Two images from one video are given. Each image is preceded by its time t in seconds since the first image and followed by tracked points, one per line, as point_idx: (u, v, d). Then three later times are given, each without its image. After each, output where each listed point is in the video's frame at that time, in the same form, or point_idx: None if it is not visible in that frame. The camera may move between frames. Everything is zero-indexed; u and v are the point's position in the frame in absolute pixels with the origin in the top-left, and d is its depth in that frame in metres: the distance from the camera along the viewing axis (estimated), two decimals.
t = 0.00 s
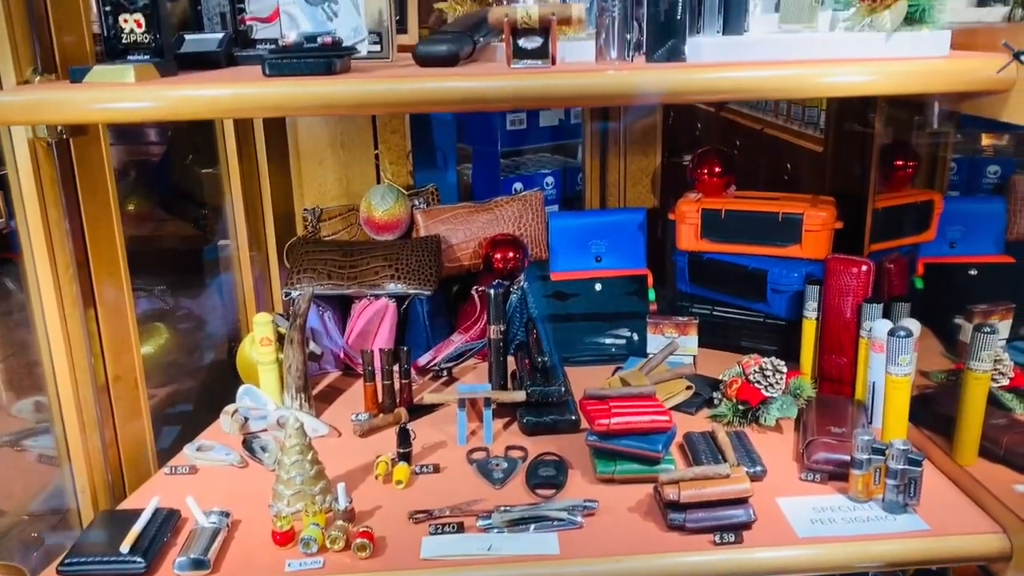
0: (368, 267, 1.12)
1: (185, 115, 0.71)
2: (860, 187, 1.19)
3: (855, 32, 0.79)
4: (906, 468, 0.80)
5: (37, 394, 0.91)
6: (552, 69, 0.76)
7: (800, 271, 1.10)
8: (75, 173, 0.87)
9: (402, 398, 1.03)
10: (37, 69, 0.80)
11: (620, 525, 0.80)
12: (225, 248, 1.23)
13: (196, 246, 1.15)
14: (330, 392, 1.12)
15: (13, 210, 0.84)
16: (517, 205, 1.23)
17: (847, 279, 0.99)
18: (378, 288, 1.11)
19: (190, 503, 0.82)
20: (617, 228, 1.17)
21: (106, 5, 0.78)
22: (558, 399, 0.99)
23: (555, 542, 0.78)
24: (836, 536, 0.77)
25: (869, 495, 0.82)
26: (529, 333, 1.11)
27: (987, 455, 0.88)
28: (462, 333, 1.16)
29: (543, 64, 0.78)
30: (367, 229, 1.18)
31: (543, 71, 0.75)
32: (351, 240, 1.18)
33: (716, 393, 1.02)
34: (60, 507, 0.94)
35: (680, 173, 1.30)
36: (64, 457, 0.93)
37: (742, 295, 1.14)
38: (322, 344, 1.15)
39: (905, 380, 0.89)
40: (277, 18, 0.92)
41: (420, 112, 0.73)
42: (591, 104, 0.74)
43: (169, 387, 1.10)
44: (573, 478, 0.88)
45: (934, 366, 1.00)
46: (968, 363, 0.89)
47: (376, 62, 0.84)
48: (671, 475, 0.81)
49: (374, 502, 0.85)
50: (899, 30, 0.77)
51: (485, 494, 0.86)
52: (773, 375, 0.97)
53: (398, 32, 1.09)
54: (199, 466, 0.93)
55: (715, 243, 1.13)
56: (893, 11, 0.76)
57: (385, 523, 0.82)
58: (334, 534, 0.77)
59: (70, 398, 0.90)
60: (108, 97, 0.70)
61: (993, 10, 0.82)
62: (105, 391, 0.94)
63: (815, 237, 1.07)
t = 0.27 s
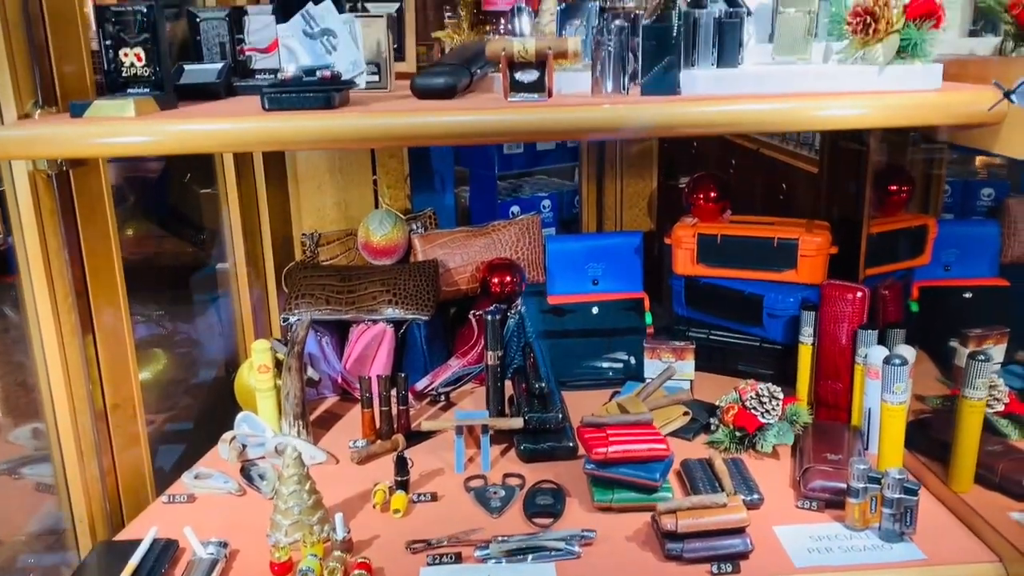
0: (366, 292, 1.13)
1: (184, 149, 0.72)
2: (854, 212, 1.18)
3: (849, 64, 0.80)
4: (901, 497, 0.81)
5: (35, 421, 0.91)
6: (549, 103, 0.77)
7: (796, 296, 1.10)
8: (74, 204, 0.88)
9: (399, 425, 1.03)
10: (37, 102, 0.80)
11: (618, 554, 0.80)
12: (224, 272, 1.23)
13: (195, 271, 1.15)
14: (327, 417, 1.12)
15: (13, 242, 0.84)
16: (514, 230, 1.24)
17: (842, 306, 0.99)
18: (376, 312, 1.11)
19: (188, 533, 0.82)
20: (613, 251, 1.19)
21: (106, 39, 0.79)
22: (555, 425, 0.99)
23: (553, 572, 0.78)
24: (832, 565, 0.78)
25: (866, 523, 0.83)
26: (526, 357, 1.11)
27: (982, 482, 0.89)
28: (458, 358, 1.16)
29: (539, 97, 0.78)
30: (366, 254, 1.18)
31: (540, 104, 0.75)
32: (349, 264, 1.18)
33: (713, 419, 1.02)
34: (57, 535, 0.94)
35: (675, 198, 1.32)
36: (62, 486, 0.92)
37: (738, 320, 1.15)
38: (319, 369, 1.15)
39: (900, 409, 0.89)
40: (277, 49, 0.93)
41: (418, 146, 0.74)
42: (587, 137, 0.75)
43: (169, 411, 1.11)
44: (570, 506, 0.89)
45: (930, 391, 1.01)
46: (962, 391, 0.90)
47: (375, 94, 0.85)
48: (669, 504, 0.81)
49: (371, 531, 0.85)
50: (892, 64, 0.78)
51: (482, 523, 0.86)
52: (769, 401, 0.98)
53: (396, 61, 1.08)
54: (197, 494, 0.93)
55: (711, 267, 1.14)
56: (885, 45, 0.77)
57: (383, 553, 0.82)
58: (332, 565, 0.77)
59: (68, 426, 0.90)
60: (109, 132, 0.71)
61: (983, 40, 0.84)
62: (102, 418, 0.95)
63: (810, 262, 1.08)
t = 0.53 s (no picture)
0: (361, 317, 1.13)
1: (180, 181, 0.72)
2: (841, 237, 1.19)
3: (840, 95, 0.81)
4: (895, 525, 0.81)
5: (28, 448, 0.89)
6: (542, 135, 0.77)
7: (790, 321, 1.10)
8: (69, 233, 0.88)
9: (394, 451, 1.03)
10: (33, 134, 0.80)
11: None
12: (218, 294, 1.23)
13: (190, 295, 1.16)
14: (321, 444, 1.12)
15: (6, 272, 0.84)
16: (511, 254, 1.24)
17: (835, 331, 1.00)
18: (370, 337, 1.11)
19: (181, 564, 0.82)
20: (608, 275, 1.19)
21: (103, 72, 0.80)
22: (550, 452, 1.00)
23: None
24: None
25: (860, 551, 0.83)
26: (521, 382, 1.10)
27: (975, 509, 0.90)
28: (454, 383, 1.17)
29: (533, 128, 0.79)
30: (360, 279, 1.18)
31: (534, 136, 0.76)
32: (345, 289, 1.19)
33: (708, 444, 1.02)
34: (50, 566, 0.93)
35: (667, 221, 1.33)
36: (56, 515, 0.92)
37: (733, 344, 1.15)
38: (314, 396, 1.15)
39: (894, 438, 0.90)
40: (272, 78, 0.94)
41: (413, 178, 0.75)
42: (580, 168, 0.75)
43: (164, 436, 1.12)
44: (565, 534, 0.89)
45: (924, 415, 1.02)
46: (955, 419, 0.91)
47: (370, 125, 0.85)
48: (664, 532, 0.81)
49: (366, 560, 0.85)
50: (882, 95, 0.79)
51: (477, 552, 0.86)
52: (763, 427, 0.98)
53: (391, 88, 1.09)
54: (191, 522, 0.93)
55: (704, 291, 1.14)
56: (874, 77, 0.78)
57: None
58: None
59: (62, 452, 0.90)
60: (105, 165, 0.72)
61: (971, 71, 0.86)
62: (97, 447, 0.95)
63: (802, 287, 1.09)
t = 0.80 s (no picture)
0: (356, 343, 1.13)
1: (176, 214, 0.72)
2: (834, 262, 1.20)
3: (831, 127, 0.82)
4: (891, 555, 0.80)
5: (21, 477, 0.89)
6: (537, 166, 0.78)
7: (784, 346, 1.10)
8: (64, 264, 0.88)
9: (389, 479, 1.03)
10: (30, 165, 0.81)
11: None
12: (212, 319, 1.22)
13: (184, 321, 1.15)
14: (316, 471, 1.12)
15: None
16: (506, 277, 1.24)
17: (830, 357, 1.00)
18: (365, 363, 1.11)
19: None
20: (603, 299, 1.19)
21: (99, 104, 0.80)
22: (546, 480, 1.00)
23: None
24: None
25: None
26: (516, 409, 1.10)
27: (971, 537, 0.91)
28: (449, 409, 1.16)
29: (528, 158, 0.80)
30: (355, 302, 1.18)
31: (529, 167, 0.77)
32: (340, 314, 1.18)
33: (704, 471, 1.03)
34: None
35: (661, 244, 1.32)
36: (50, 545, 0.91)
37: (729, 369, 1.15)
38: (308, 423, 1.15)
39: (889, 464, 0.91)
40: (267, 107, 0.94)
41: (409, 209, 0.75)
42: (575, 200, 0.76)
43: (159, 464, 1.11)
44: (561, 563, 0.88)
45: (918, 440, 1.02)
46: (950, 446, 0.92)
47: (365, 155, 0.86)
48: (659, 564, 0.84)
49: None
50: (873, 126, 0.80)
51: None
52: (758, 455, 0.98)
53: (385, 114, 1.09)
54: (184, 553, 0.92)
55: (699, 316, 1.14)
56: (866, 108, 0.79)
57: None
58: None
59: (56, 485, 0.90)
60: (101, 198, 0.72)
61: (962, 100, 0.86)
62: (91, 474, 0.95)
63: (796, 312, 1.09)
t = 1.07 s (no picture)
0: (353, 368, 1.12)
1: (174, 244, 0.72)
2: (826, 284, 1.16)
3: (829, 154, 0.82)
4: None
5: (17, 503, 0.88)
6: (536, 195, 0.78)
7: (783, 371, 1.10)
8: (63, 292, 0.89)
9: (386, 505, 1.02)
10: (29, 195, 0.82)
11: None
12: (209, 342, 1.22)
13: (181, 345, 1.15)
14: (313, 498, 1.11)
15: None
16: (505, 301, 1.23)
17: (829, 383, 1.00)
18: (363, 389, 1.10)
19: None
20: (602, 323, 1.19)
21: (99, 133, 0.80)
22: (544, 507, 0.99)
23: None
24: None
25: None
26: (514, 434, 1.10)
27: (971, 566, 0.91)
28: (446, 434, 1.15)
29: (527, 187, 0.80)
30: (354, 328, 1.17)
31: (528, 197, 0.77)
32: (337, 340, 1.17)
33: (703, 497, 1.02)
34: None
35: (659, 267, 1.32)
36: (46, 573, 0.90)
37: (728, 394, 1.15)
38: (305, 448, 1.15)
39: (888, 492, 0.91)
40: (266, 134, 0.95)
41: (408, 238, 0.75)
42: (573, 230, 0.76)
43: (153, 491, 1.11)
44: None
45: (919, 465, 1.04)
46: (950, 473, 0.91)
47: (364, 183, 0.86)
48: None
49: None
50: (871, 155, 0.80)
51: None
52: (758, 481, 0.97)
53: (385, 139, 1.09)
54: None
55: (698, 340, 1.14)
56: (863, 137, 0.79)
57: None
58: None
59: (52, 509, 0.89)
60: (99, 228, 0.72)
61: (958, 127, 0.86)
62: (87, 500, 0.95)
63: (795, 337, 1.09)
